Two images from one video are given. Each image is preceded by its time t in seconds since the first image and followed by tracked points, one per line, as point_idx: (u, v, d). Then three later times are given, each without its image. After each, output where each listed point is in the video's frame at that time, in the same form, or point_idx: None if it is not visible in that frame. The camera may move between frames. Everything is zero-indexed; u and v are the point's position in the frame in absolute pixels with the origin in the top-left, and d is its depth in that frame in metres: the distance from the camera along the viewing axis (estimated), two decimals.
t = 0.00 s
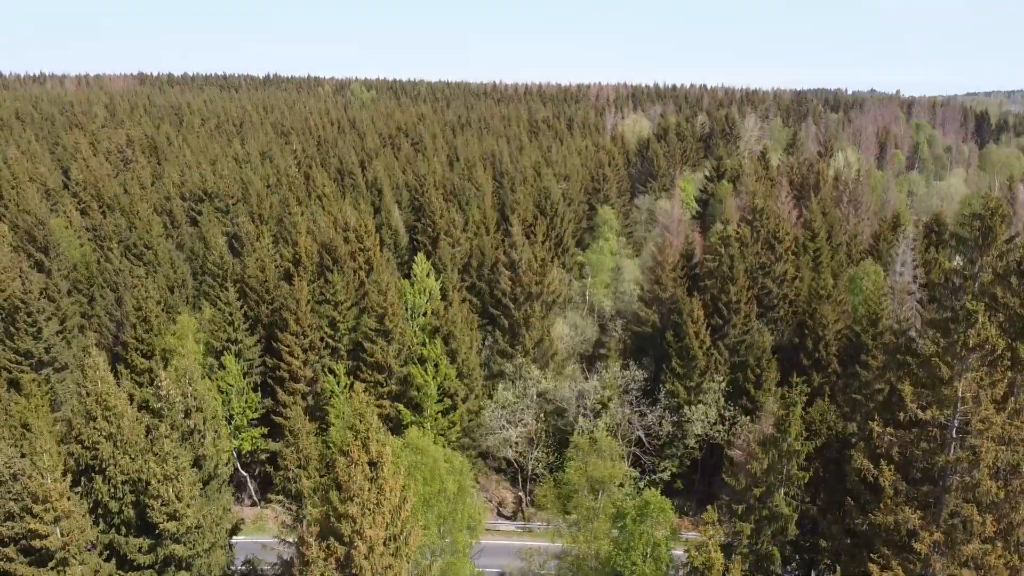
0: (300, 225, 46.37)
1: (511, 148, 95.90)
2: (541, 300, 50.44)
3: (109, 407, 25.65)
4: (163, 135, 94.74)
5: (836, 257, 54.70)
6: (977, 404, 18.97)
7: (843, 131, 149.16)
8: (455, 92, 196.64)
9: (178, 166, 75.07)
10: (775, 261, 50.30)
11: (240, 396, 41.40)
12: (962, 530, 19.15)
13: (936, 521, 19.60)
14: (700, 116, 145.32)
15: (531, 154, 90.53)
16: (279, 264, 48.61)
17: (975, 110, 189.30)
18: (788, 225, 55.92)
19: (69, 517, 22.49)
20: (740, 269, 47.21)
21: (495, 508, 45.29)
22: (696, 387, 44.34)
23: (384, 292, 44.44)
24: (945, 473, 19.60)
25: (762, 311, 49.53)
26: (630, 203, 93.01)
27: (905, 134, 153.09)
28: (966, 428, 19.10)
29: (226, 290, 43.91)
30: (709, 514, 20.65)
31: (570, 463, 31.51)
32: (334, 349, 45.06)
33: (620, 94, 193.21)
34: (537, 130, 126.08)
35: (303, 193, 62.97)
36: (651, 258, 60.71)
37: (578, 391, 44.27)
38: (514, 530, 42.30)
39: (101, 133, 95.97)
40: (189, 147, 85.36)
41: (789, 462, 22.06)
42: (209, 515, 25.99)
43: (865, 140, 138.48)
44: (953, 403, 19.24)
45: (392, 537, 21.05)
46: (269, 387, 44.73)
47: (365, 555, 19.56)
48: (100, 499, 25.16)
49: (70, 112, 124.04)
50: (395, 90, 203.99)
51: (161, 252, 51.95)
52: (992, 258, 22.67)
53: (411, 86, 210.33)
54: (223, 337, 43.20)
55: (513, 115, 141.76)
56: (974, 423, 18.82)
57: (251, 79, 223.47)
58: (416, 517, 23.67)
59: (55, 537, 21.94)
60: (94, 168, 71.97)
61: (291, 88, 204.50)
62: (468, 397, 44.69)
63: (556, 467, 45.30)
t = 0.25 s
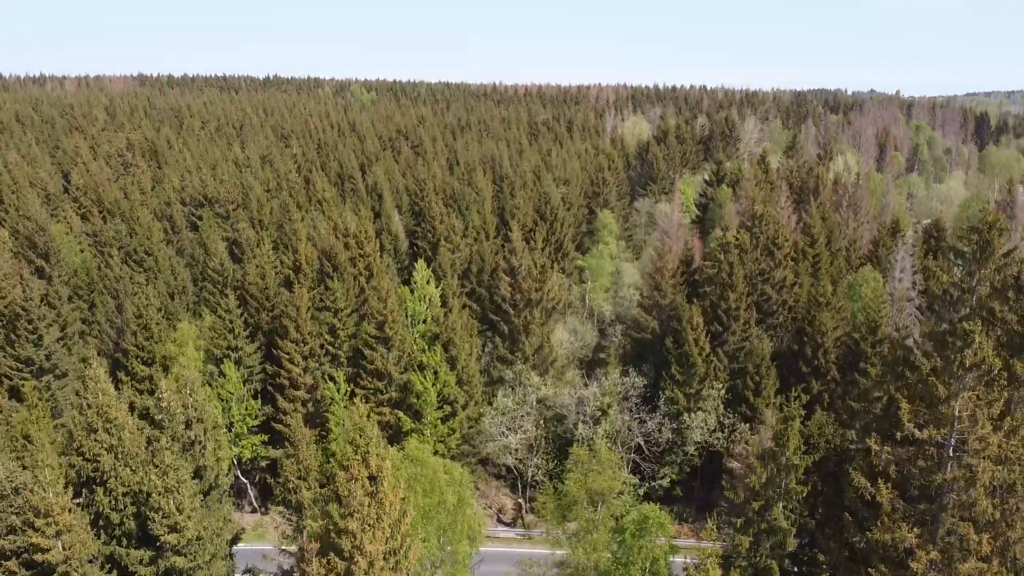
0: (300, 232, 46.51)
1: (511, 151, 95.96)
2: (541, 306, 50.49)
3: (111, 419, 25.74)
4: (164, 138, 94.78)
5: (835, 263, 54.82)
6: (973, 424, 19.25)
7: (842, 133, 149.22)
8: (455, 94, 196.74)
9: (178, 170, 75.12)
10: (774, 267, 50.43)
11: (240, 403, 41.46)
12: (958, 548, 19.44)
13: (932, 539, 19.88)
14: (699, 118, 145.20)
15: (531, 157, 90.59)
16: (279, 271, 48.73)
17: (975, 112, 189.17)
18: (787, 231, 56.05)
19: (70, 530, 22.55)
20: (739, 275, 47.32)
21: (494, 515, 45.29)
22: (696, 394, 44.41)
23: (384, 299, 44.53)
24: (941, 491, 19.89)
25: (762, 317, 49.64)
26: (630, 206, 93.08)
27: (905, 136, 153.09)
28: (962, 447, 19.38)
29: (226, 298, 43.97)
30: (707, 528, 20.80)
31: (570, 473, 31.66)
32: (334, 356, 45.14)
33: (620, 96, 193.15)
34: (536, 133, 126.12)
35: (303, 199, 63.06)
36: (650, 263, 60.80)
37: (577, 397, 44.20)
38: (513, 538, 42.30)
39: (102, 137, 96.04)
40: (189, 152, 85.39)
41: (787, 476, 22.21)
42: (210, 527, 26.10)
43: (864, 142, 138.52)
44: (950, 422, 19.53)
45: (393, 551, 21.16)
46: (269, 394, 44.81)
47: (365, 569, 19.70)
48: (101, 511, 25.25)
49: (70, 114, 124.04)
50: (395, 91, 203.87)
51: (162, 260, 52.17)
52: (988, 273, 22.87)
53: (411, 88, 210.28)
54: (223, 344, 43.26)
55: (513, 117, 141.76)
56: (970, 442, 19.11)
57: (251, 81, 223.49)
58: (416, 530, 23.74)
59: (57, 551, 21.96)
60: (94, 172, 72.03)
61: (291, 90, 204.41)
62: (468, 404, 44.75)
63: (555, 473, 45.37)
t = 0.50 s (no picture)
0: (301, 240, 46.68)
1: (511, 155, 96.04)
2: (540, 313, 50.47)
3: (111, 431, 25.78)
4: (164, 142, 94.91)
5: (834, 269, 54.92)
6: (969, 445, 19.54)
7: (842, 136, 149.29)
8: (455, 96, 196.82)
9: (178, 174, 75.21)
10: (773, 274, 50.54)
11: (240, 411, 41.55)
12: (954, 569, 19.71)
13: (929, 559, 20.15)
14: (699, 120, 145.19)
15: (531, 162, 90.65)
16: (280, 279, 48.87)
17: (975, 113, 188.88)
18: (787, 237, 56.17)
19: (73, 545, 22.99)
20: (738, 283, 47.42)
21: (494, 522, 45.33)
22: (695, 402, 44.48)
23: (384, 307, 44.50)
24: (937, 512, 20.17)
25: (761, 324, 49.76)
26: (630, 210, 93.13)
27: (905, 138, 153.11)
28: (958, 468, 19.67)
29: (226, 306, 44.06)
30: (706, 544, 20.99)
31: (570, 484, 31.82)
32: (334, 364, 45.22)
33: (620, 98, 193.16)
34: (536, 136, 126.16)
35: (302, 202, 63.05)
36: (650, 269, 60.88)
37: (577, 405, 44.24)
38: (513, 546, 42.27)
39: (102, 140, 96.15)
40: (189, 156, 85.47)
41: (785, 492, 22.36)
42: (210, 540, 26.47)
43: (864, 144, 138.55)
44: (945, 443, 19.78)
45: (392, 567, 21.38)
46: (269, 402, 44.91)
47: None
48: (102, 524, 25.39)
49: (71, 118, 124.21)
50: (394, 93, 203.86)
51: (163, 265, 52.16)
52: (987, 288, 23.14)
53: (411, 90, 210.32)
54: (223, 352, 43.34)
55: (512, 119, 141.79)
56: (965, 462, 19.39)
57: (251, 82, 223.52)
58: (415, 544, 23.86)
59: (59, 565, 22.43)
60: (95, 177, 72.13)
61: (291, 92, 204.50)
62: (467, 411, 44.80)
63: (555, 481, 45.47)
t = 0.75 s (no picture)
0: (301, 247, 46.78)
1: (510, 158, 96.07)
2: (541, 319, 50.56)
3: (112, 443, 25.78)
4: (164, 145, 94.96)
5: (833, 275, 55.05)
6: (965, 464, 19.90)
7: (842, 137, 149.31)
8: (455, 97, 196.89)
9: (178, 178, 75.26)
10: (773, 280, 50.67)
11: (240, 418, 41.64)
12: None
13: None
14: (699, 122, 145.11)
15: (530, 166, 90.73)
16: (280, 286, 48.99)
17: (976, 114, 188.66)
18: (786, 243, 56.27)
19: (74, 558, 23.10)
20: (737, 290, 47.56)
21: (494, 528, 45.39)
22: (694, 409, 44.57)
23: (384, 314, 44.50)
24: (934, 530, 20.57)
25: (760, 330, 49.90)
26: (630, 213, 93.19)
27: (904, 140, 153.08)
28: (954, 486, 20.04)
29: (226, 313, 44.13)
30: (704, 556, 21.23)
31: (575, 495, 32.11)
32: (334, 370, 45.31)
33: (620, 100, 193.09)
34: (536, 138, 126.20)
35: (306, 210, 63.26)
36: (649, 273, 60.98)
37: (577, 412, 44.25)
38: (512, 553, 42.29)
39: (102, 144, 96.16)
40: (189, 160, 85.49)
41: (783, 505, 22.56)
42: (210, 551, 26.55)
43: (864, 146, 138.49)
44: (942, 462, 20.09)
45: None
46: (268, 409, 45.04)
47: None
48: (103, 535, 25.57)
49: (70, 120, 124.25)
50: (394, 95, 203.82)
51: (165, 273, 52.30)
52: (985, 300, 23.55)
53: (411, 91, 210.23)
54: (223, 359, 43.43)
55: (512, 121, 141.83)
56: (961, 481, 19.73)
57: (251, 83, 223.53)
58: (415, 557, 23.96)
59: None
60: (95, 182, 72.20)
61: (291, 93, 204.46)
62: (467, 418, 44.87)
63: (555, 488, 45.48)
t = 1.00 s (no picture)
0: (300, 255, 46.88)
1: (510, 163, 96.14)
2: (541, 325, 50.66)
3: (112, 455, 25.88)
4: (163, 149, 94.97)
5: (832, 281, 55.19)
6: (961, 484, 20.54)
7: (841, 140, 149.28)
8: (454, 99, 196.97)
9: (177, 183, 75.28)
10: (772, 287, 50.85)
11: (240, 427, 41.70)
12: None
13: None
14: (698, 124, 145.03)
15: (530, 171, 90.82)
16: (279, 294, 49.06)
17: (975, 116, 188.53)
18: (785, 249, 56.40)
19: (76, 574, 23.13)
20: (736, 297, 47.71)
21: (494, 535, 45.61)
22: (693, 417, 44.70)
23: (384, 322, 44.54)
24: (928, 551, 21.27)
25: (759, 337, 50.08)
26: (629, 217, 93.28)
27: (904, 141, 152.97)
28: (949, 505, 20.62)
29: (226, 322, 44.15)
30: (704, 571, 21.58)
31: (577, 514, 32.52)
32: (334, 378, 45.38)
33: (620, 101, 192.99)
34: (536, 141, 126.21)
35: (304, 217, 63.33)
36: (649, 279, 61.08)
37: (577, 419, 44.26)
38: (513, 561, 42.41)
39: (102, 148, 96.17)
40: (189, 165, 85.52)
41: (782, 521, 22.83)
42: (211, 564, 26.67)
43: (863, 148, 138.46)
44: (938, 481, 20.63)
45: None
46: (269, 417, 45.14)
47: None
48: (105, 548, 25.71)
49: (70, 123, 124.10)
50: (394, 96, 203.77)
51: (166, 282, 52.48)
52: (982, 316, 23.72)
53: (411, 93, 210.19)
54: (223, 367, 43.46)
55: (512, 124, 141.88)
56: (957, 499, 20.28)
57: (251, 85, 223.51)
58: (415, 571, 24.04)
59: None
60: (95, 187, 72.24)
61: (291, 95, 204.41)
62: (467, 426, 44.91)
63: (555, 496, 45.54)
